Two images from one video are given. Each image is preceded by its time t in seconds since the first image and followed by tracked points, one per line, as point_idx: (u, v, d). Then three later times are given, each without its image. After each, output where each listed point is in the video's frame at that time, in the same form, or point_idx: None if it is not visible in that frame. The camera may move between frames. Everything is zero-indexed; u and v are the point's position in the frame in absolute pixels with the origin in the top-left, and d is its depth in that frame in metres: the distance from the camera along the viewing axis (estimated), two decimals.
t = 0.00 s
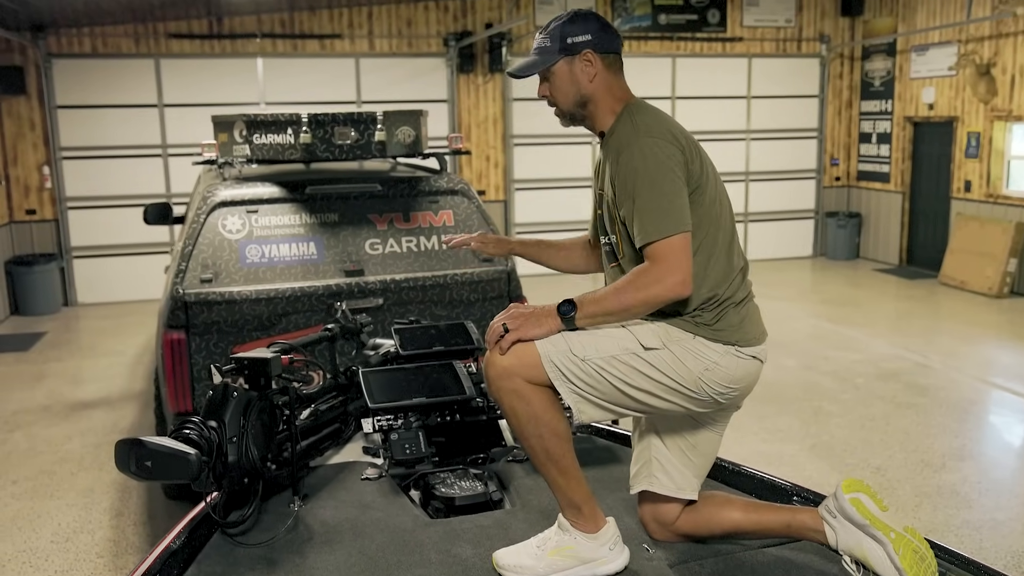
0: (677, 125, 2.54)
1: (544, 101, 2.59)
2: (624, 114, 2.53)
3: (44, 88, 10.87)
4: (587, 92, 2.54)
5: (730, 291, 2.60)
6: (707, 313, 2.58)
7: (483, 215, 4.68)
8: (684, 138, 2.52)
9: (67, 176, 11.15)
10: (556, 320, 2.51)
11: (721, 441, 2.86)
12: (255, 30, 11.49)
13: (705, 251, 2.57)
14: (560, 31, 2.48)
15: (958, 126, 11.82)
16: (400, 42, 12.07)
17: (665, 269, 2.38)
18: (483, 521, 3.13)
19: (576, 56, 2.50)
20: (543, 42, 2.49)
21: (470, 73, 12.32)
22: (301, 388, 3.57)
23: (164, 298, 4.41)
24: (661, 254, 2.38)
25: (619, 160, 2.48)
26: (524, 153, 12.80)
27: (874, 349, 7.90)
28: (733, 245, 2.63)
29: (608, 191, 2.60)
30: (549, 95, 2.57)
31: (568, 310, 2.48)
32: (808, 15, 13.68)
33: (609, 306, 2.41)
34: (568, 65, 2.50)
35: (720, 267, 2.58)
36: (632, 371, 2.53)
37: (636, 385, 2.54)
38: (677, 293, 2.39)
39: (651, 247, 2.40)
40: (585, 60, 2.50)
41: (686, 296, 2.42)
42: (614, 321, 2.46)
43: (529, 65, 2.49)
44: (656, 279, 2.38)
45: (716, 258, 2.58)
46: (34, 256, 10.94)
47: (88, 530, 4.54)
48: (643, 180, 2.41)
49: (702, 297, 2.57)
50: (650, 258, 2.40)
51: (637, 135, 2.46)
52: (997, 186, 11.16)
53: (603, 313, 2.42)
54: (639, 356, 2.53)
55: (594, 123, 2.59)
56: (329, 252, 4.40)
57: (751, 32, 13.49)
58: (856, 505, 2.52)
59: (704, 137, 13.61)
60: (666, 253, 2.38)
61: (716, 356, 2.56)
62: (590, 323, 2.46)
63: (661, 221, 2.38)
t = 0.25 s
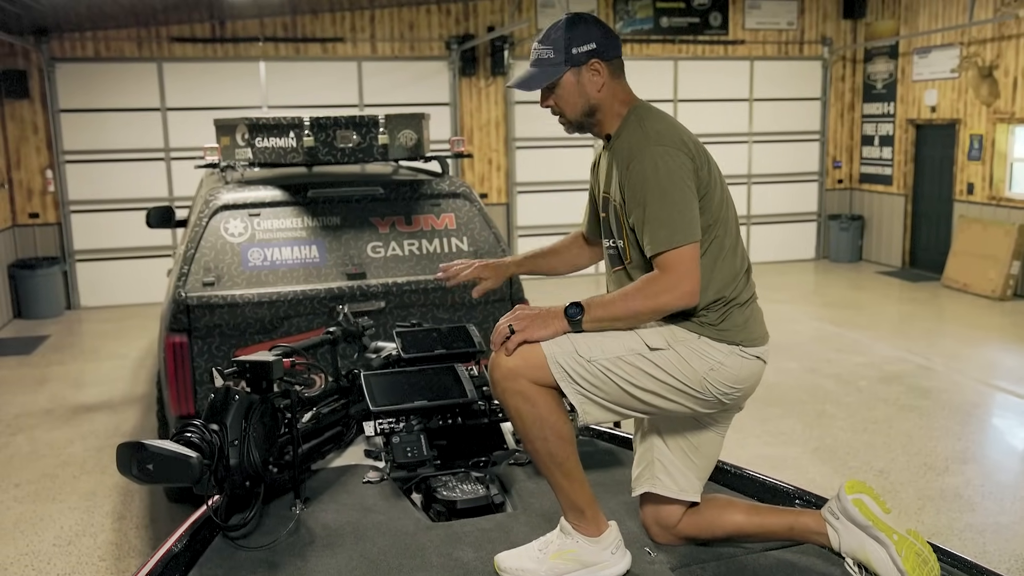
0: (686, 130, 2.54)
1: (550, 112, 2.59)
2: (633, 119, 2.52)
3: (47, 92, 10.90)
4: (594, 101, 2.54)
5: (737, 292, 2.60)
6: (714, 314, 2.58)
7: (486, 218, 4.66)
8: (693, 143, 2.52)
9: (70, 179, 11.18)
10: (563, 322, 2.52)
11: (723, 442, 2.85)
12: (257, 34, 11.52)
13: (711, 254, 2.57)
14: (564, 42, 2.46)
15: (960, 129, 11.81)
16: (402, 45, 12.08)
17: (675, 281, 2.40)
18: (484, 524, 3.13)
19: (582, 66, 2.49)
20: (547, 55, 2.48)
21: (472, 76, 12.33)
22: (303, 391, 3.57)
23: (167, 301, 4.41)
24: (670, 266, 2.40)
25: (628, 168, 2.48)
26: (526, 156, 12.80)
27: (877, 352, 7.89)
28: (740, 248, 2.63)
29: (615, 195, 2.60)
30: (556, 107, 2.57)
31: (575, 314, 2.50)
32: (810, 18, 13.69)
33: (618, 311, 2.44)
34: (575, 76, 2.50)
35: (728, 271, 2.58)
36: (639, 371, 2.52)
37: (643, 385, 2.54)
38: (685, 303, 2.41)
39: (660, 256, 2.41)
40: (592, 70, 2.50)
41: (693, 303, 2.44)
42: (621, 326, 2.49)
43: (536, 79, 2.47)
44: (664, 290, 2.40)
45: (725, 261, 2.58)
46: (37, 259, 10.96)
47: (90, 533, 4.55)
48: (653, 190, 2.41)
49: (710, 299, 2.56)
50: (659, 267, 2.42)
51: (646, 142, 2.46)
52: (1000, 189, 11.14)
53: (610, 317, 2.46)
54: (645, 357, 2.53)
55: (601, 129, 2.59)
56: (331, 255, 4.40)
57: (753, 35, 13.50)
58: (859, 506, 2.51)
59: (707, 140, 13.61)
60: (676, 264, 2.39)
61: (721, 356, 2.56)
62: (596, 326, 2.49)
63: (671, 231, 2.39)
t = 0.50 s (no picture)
0: (687, 134, 2.53)
1: (550, 126, 2.59)
2: (634, 124, 2.52)
3: (48, 94, 10.92)
4: (591, 110, 2.54)
5: (741, 294, 2.60)
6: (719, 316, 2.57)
7: (487, 219, 4.65)
8: (695, 146, 2.51)
9: (71, 181, 11.19)
10: (569, 322, 2.52)
11: (725, 443, 2.85)
12: (258, 36, 11.53)
13: (716, 257, 2.56)
14: (551, 56, 2.46)
15: (962, 130, 11.80)
16: (403, 47, 12.09)
17: (681, 286, 2.39)
18: (484, 527, 3.14)
19: (574, 78, 2.49)
20: (535, 74, 2.48)
21: (473, 77, 12.34)
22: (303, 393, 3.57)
23: (167, 303, 4.42)
24: (677, 271, 2.39)
25: (632, 173, 2.47)
26: (527, 158, 12.80)
27: (878, 354, 7.88)
28: (743, 250, 2.63)
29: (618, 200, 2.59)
30: (554, 120, 2.57)
31: (581, 315, 2.51)
32: (811, 19, 13.69)
33: (625, 313, 2.45)
34: (568, 89, 2.50)
35: (732, 274, 2.58)
36: (645, 371, 2.52)
37: (648, 385, 2.53)
38: (692, 307, 2.41)
39: (667, 261, 2.41)
40: (584, 80, 2.50)
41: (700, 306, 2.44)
42: (625, 328, 2.50)
43: (528, 100, 2.48)
44: (671, 294, 2.39)
45: (729, 263, 2.58)
46: (38, 261, 10.97)
47: (91, 535, 4.55)
48: (659, 195, 2.41)
49: (715, 299, 2.56)
50: (665, 272, 2.42)
51: (648, 147, 2.46)
52: (1001, 190, 11.13)
53: (616, 319, 2.46)
54: (650, 357, 2.52)
55: (600, 137, 2.59)
56: (332, 256, 4.40)
57: (754, 37, 13.50)
58: (860, 506, 2.50)
59: (708, 141, 13.60)
60: (682, 269, 2.39)
61: (727, 356, 2.56)
62: (601, 328, 2.50)
63: (677, 236, 2.38)
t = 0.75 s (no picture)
0: (686, 134, 2.53)
1: (547, 124, 2.60)
2: (632, 124, 2.52)
3: (50, 95, 10.92)
4: (587, 108, 2.54)
5: (741, 295, 2.59)
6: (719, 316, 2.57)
7: (488, 220, 4.65)
8: (693, 147, 2.51)
9: (73, 183, 11.20)
10: (568, 324, 2.52)
11: (726, 445, 2.84)
12: (260, 37, 11.54)
13: (715, 259, 2.56)
14: (546, 54, 2.47)
15: (963, 131, 11.80)
16: (405, 48, 12.09)
17: (679, 286, 2.39)
18: (485, 528, 3.15)
19: (569, 77, 2.49)
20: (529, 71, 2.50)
21: (474, 79, 12.34)
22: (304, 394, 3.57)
23: (168, 304, 4.41)
24: (675, 271, 2.39)
25: (630, 173, 2.47)
26: (528, 159, 12.81)
27: (880, 355, 7.87)
28: (743, 251, 2.62)
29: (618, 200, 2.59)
30: (551, 118, 2.57)
31: (580, 317, 2.50)
32: (812, 21, 13.68)
33: (623, 314, 2.44)
34: (562, 87, 2.51)
35: (731, 275, 2.57)
36: (644, 374, 2.52)
37: (648, 388, 2.53)
38: (691, 308, 2.40)
39: (666, 261, 2.40)
40: (577, 79, 2.50)
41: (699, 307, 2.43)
42: (624, 330, 2.49)
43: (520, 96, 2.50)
44: (670, 294, 2.39)
45: (729, 264, 2.57)
46: (40, 262, 10.98)
47: (92, 537, 4.54)
48: (657, 195, 2.41)
49: (715, 301, 2.55)
50: (664, 272, 2.41)
51: (646, 147, 2.46)
52: (1003, 192, 11.12)
53: (616, 321, 2.45)
54: (650, 359, 2.52)
55: (599, 136, 2.59)
56: (333, 258, 4.40)
57: (755, 38, 13.49)
58: (862, 509, 2.49)
59: (709, 142, 13.60)
60: (681, 269, 2.38)
61: (727, 358, 2.55)
62: (600, 330, 2.50)
63: (675, 236, 2.38)
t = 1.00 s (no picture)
0: (685, 133, 2.53)
1: (548, 119, 2.60)
2: (631, 122, 2.52)
3: (51, 96, 10.93)
4: (587, 105, 2.53)
5: (739, 296, 2.59)
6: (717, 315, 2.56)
7: (489, 221, 4.65)
8: (692, 146, 2.51)
9: (74, 183, 11.20)
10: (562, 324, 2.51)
11: (727, 445, 2.84)
12: (261, 38, 11.54)
13: (713, 259, 2.56)
14: (547, 50, 2.48)
15: (964, 132, 11.79)
16: (406, 49, 12.09)
17: (674, 285, 2.38)
18: (487, 528, 3.15)
19: (569, 73, 2.50)
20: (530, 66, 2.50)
21: (475, 79, 12.34)
22: (305, 394, 3.57)
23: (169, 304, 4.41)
24: (670, 270, 2.38)
25: (628, 171, 2.47)
26: (529, 159, 12.81)
27: (881, 356, 7.86)
28: (742, 252, 2.62)
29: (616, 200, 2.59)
30: (551, 113, 2.58)
31: (576, 317, 2.49)
32: (813, 21, 13.67)
33: (620, 314, 2.43)
34: (563, 83, 2.51)
35: (729, 276, 2.57)
36: (641, 374, 2.52)
37: (644, 389, 2.53)
38: (687, 307, 2.40)
39: (662, 260, 2.40)
40: (579, 75, 2.50)
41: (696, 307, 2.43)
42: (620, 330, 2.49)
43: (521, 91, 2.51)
44: (666, 294, 2.38)
45: (728, 264, 2.57)
46: (40, 263, 10.98)
47: (93, 537, 4.55)
48: (653, 194, 2.40)
49: (712, 301, 2.55)
50: (660, 271, 2.41)
51: (644, 145, 2.45)
52: (1004, 192, 11.11)
53: (612, 320, 2.44)
54: (647, 360, 2.52)
55: (599, 134, 2.58)
56: (334, 258, 4.40)
57: (756, 38, 13.48)
58: (864, 510, 2.49)
59: (710, 143, 13.59)
60: (677, 269, 2.38)
61: (724, 359, 2.55)
62: (596, 329, 2.48)
63: (672, 235, 2.37)
